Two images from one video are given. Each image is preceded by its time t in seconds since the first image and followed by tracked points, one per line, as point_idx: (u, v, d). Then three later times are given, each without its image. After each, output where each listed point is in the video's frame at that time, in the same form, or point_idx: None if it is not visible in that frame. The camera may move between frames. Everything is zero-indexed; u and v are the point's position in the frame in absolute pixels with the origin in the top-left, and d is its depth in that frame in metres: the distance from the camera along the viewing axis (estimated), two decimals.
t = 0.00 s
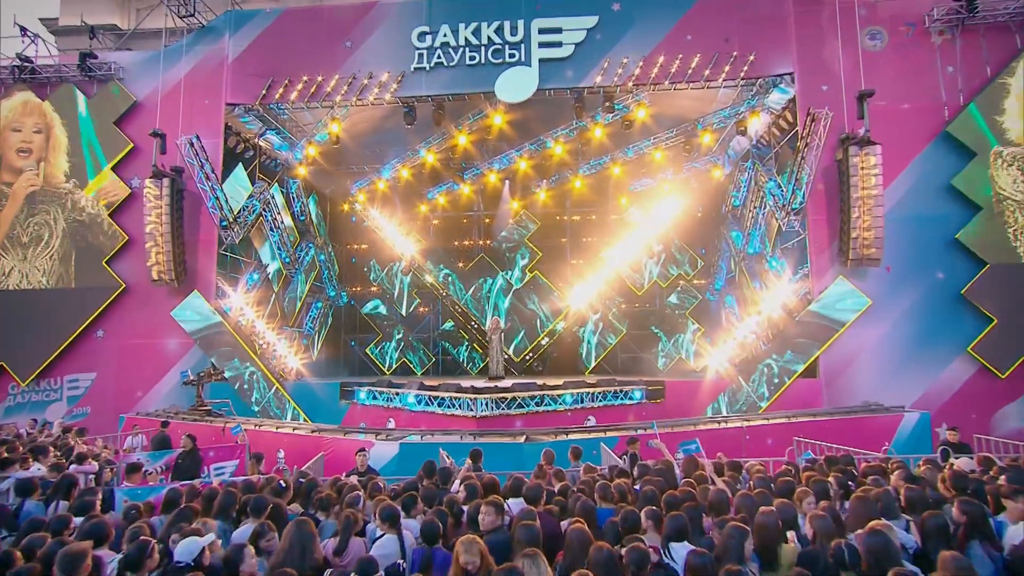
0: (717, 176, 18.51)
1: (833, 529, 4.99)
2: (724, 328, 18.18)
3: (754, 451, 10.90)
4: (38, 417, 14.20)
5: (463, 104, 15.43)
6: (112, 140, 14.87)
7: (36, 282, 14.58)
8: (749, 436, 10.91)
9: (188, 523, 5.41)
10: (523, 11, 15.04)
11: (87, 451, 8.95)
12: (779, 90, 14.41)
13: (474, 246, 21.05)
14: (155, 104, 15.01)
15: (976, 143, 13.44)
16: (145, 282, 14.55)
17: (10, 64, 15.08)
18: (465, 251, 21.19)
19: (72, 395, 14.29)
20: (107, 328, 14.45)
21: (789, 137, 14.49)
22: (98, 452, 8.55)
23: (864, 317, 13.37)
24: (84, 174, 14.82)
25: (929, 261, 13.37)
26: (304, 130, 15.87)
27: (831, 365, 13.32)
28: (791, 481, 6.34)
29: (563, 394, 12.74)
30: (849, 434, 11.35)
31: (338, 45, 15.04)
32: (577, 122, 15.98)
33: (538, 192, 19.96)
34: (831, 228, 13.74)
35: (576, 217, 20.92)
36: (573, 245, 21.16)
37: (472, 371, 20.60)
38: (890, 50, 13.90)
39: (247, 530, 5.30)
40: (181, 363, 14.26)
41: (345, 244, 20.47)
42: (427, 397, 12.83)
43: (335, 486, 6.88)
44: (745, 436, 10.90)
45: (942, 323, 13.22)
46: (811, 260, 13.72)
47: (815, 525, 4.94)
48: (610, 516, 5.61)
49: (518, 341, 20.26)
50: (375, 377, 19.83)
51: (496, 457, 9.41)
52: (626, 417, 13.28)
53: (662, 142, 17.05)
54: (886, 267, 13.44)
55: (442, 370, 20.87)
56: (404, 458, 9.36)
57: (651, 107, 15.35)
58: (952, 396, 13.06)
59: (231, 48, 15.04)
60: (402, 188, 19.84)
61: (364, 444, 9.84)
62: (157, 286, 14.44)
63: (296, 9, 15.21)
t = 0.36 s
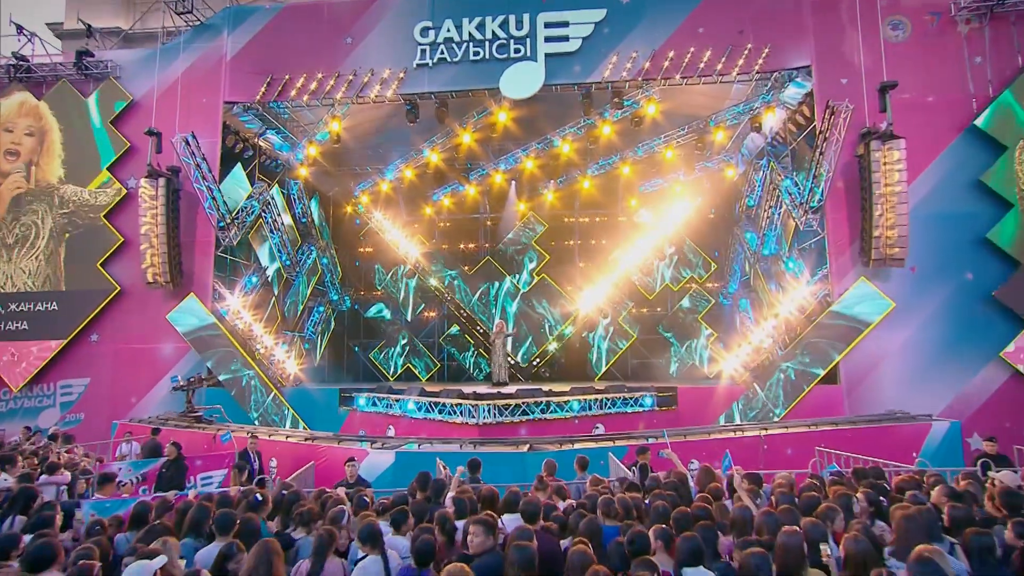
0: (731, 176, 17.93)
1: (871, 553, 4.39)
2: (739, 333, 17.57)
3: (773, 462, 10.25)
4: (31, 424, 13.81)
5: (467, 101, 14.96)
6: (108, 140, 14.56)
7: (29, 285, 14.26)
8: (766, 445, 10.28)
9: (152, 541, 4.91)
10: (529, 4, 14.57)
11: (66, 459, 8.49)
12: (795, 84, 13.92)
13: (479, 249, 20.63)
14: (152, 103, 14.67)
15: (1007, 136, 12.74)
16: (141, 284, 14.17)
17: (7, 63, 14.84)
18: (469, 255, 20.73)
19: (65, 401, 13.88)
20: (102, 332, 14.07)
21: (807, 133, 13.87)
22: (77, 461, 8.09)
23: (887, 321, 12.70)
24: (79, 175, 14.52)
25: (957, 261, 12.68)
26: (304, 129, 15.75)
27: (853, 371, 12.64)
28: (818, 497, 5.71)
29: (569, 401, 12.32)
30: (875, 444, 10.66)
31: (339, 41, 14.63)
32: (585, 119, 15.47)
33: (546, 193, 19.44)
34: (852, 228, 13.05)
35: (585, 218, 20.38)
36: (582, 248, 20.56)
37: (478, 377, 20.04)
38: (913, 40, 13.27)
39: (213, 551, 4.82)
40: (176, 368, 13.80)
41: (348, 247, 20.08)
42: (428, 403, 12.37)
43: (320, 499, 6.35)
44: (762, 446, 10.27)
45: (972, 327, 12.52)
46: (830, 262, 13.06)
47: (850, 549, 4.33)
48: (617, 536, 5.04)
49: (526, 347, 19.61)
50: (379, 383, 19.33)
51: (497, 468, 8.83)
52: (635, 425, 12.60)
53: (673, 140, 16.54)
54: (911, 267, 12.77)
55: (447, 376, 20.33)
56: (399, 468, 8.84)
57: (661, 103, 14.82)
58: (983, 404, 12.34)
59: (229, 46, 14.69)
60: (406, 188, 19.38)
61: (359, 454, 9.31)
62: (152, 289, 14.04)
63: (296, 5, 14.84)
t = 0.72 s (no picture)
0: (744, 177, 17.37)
1: None
2: (756, 339, 16.93)
3: (793, 474, 9.59)
4: (22, 431, 13.44)
5: (471, 97, 14.49)
6: (104, 140, 14.25)
7: (22, 288, 13.91)
8: (785, 455, 9.61)
9: (101, 562, 4.42)
10: None
11: (42, 470, 8.04)
12: (812, 77, 13.34)
13: (485, 252, 20.14)
14: (149, 102, 14.36)
15: None
16: (136, 288, 13.81)
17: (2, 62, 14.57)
18: (475, 257, 20.24)
19: (58, 408, 13.52)
20: (96, 337, 13.70)
21: (824, 128, 13.26)
22: (51, 472, 7.63)
23: (913, 322, 12.02)
24: (74, 176, 14.21)
25: (987, 261, 12.00)
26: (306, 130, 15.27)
27: (877, 376, 11.95)
28: (847, 515, 5.11)
29: (575, 408, 11.76)
30: (904, 455, 9.96)
31: (339, 38, 14.24)
32: (593, 116, 14.97)
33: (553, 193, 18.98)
34: (873, 226, 12.41)
35: (594, 220, 19.83)
36: (591, 251, 19.98)
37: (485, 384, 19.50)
38: (937, 29, 12.64)
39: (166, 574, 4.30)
40: (171, 373, 13.43)
41: (352, 250, 19.72)
42: (428, 410, 11.85)
43: (299, 514, 5.84)
44: (781, 457, 9.60)
45: (1003, 330, 11.84)
46: (850, 262, 12.40)
47: None
48: (619, 559, 4.48)
49: (534, 353, 19.09)
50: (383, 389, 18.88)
51: (497, 478, 8.28)
52: (646, 433, 12.10)
53: (685, 137, 15.95)
54: (938, 268, 12.10)
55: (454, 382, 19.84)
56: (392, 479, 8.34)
57: (671, 98, 14.28)
58: (1016, 412, 11.64)
59: (227, 43, 14.35)
60: (410, 189, 18.89)
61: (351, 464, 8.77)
62: (147, 292, 13.67)
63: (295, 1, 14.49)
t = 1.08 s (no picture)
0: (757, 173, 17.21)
1: None
2: (773, 342, 16.25)
3: (813, 487, 8.96)
4: (14, 439, 13.10)
5: (474, 93, 14.01)
6: (99, 141, 13.95)
7: (14, 292, 13.59)
8: (805, 465, 8.96)
9: None
10: None
11: (14, 480, 7.60)
12: (829, 68, 12.75)
13: (491, 254, 19.64)
14: (145, 102, 14.05)
15: None
16: (130, 291, 13.45)
17: None
18: (481, 260, 19.67)
19: (51, 414, 13.17)
20: (90, 342, 13.36)
21: (843, 121, 12.63)
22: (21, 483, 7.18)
23: (943, 322, 11.33)
24: (69, 177, 13.91)
25: (1018, 259, 11.31)
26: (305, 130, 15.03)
27: (901, 382, 11.27)
28: (881, 535, 4.51)
29: (581, 415, 11.22)
30: (933, 467, 9.31)
31: (338, 33, 13.84)
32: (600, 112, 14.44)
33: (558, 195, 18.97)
34: (896, 222, 11.76)
35: (603, 221, 19.27)
36: (600, 253, 19.42)
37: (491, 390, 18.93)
38: (962, 16, 12.02)
39: None
40: (165, 379, 13.04)
41: (355, 253, 19.32)
42: (427, 418, 11.33)
43: (272, 531, 5.34)
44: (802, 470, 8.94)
45: None
46: (872, 260, 11.73)
47: None
48: None
49: (541, 358, 18.50)
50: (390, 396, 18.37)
51: (494, 491, 7.74)
52: (656, 441, 11.52)
53: (696, 134, 15.53)
54: (966, 266, 11.42)
55: (458, 387, 19.22)
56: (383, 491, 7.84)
57: (682, 91, 13.71)
58: None
59: (224, 40, 14.02)
60: (414, 190, 19.00)
61: (342, 476, 8.32)
62: (141, 295, 13.31)
63: None
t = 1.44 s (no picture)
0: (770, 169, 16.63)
1: None
2: (789, 344, 15.59)
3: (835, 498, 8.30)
4: (6, 444, 12.78)
5: (475, 86, 13.53)
6: (93, 139, 13.66)
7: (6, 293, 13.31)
8: (824, 474, 8.33)
9: None
10: None
11: None
12: (847, 56, 12.13)
13: (497, 255, 19.20)
14: (140, 99, 13.75)
15: None
16: (123, 292, 13.12)
17: None
18: (486, 260, 19.32)
19: (42, 419, 12.84)
20: (82, 345, 13.04)
21: (862, 111, 12.01)
22: None
23: (972, 321, 10.67)
24: (62, 176, 13.62)
25: None
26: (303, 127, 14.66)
27: (926, 386, 10.61)
28: (915, 557, 3.94)
29: (586, 421, 10.65)
30: (964, 477, 8.65)
31: (336, 27, 13.44)
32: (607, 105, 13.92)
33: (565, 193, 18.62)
34: (920, 217, 11.11)
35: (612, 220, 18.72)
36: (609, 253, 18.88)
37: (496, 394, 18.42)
38: None
39: None
40: (158, 382, 12.68)
41: (357, 254, 18.93)
42: (425, 423, 10.83)
43: (235, 549, 4.82)
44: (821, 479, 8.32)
45: None
46: (895, 257, 11.08)
47: None
48: None
49: (549, 362, 17.73)
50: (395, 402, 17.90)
51: (488, 501, 7.22)
52: (665, 448, 10.97)
53: (707, 127, 14.97)
54: (995, 263, 10.76)
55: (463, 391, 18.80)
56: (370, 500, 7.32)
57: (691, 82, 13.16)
58: None
59: (220, 35, 13.69)
60: (418, 190, 18.73)
61: (328, 482, 7.85)
62: (134, 297, 12.97)
63: None
